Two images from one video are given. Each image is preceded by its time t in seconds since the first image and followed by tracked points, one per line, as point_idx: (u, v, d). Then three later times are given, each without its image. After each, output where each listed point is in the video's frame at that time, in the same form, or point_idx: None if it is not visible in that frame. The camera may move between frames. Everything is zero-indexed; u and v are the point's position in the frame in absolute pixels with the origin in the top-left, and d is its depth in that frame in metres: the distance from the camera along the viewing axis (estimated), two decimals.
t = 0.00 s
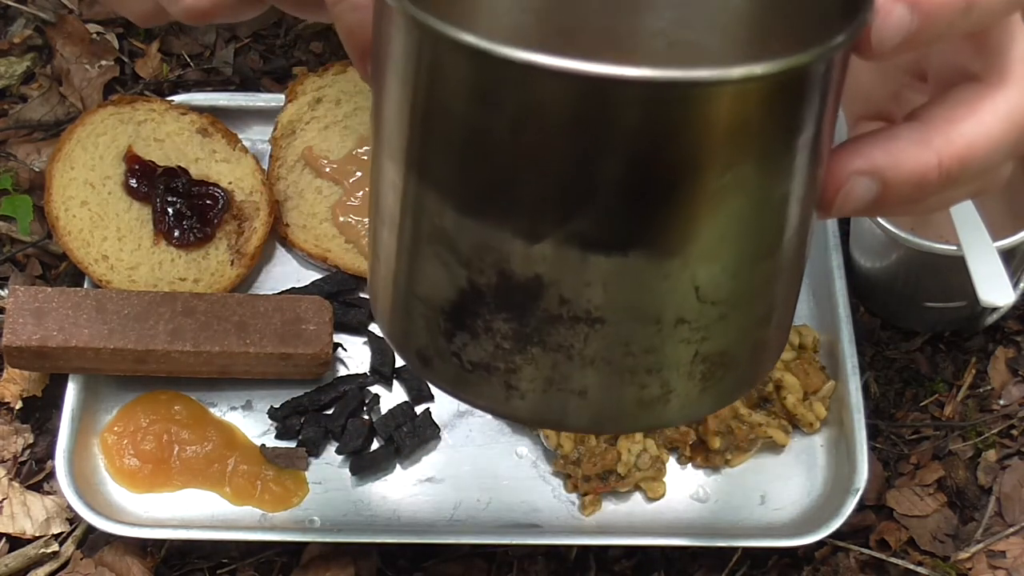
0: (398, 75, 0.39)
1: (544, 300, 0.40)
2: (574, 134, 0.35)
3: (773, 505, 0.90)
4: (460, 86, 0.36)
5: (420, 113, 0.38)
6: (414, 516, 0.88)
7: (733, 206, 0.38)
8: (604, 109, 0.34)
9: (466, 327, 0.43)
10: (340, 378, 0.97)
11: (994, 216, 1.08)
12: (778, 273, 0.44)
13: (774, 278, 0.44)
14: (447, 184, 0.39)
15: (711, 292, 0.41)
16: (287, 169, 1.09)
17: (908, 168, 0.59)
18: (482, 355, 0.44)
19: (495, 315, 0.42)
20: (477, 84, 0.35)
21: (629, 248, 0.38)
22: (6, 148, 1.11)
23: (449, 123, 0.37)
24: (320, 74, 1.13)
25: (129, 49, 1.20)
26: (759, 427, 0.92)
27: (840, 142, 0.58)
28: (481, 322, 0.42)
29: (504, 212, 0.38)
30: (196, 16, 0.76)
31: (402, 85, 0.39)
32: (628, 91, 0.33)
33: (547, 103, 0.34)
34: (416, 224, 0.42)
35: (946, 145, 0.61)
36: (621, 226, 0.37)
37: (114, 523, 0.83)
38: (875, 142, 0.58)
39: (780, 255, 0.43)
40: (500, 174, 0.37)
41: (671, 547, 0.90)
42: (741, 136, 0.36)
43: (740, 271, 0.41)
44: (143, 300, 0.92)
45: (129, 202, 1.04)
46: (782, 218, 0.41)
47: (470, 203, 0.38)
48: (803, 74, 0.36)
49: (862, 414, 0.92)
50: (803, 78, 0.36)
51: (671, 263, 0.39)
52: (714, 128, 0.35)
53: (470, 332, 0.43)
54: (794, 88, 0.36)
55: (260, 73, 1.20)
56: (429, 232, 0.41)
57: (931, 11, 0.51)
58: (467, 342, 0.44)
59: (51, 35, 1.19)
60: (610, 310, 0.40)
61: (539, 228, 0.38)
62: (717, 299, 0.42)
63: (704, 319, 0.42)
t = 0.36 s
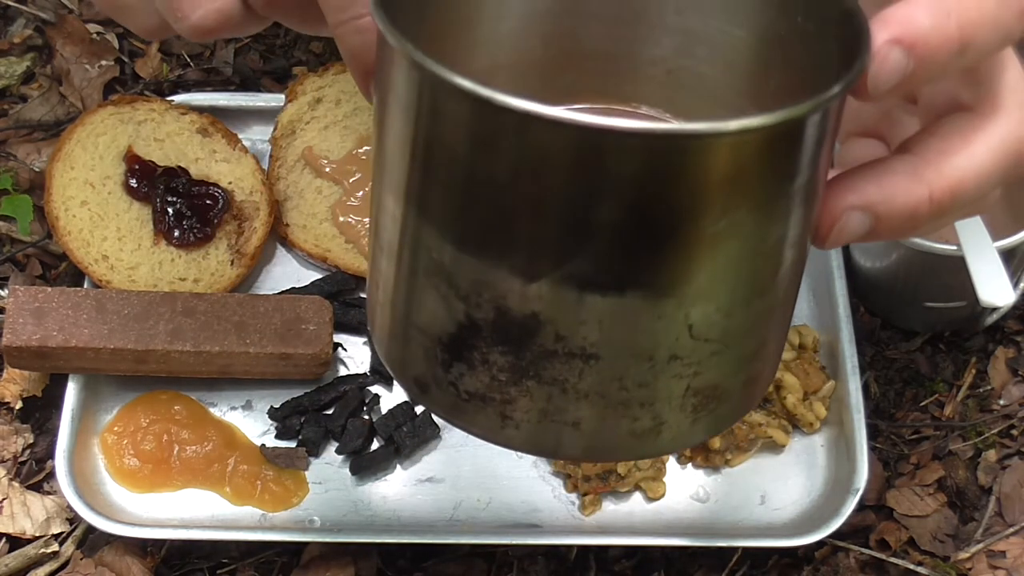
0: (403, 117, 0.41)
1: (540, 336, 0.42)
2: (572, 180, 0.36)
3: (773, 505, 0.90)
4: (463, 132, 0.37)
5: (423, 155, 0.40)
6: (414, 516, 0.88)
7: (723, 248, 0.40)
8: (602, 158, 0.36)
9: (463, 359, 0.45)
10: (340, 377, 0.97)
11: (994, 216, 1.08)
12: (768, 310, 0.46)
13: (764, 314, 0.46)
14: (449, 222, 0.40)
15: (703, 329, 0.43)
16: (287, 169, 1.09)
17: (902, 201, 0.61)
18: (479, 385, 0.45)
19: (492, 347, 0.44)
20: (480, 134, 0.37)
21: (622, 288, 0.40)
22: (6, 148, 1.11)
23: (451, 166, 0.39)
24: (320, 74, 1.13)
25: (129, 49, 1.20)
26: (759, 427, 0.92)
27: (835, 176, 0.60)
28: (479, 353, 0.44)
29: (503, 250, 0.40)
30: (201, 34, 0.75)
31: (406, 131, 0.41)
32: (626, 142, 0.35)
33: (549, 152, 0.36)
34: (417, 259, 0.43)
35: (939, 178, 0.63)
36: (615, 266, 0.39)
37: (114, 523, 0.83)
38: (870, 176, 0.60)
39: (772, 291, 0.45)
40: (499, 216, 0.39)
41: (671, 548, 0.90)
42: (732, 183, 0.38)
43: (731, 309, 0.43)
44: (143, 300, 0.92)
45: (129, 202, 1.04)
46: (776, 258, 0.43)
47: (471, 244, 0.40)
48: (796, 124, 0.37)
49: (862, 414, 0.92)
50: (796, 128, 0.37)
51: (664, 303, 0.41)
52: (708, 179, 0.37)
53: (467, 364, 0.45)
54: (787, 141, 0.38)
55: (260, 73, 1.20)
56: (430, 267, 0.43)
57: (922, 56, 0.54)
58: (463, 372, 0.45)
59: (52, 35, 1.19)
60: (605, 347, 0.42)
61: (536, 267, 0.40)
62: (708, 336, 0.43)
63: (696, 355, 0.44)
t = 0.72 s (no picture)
0: (400, 121, 0.41)
1: (536, 339, 0.42)
2: (570, 182, 0.36)
3: (773, 505, 0.90)
4: (461, 134, 0.37)
5: (420, 158, 0.40)
6: (414, 516, 0.88)
7: (719, 251, 0.40)
8: (600, 160, 0.36)
9: (459, 362, 0.45)
10: (340, 377, 0.97)
11: (995, 216, 1.08)
12: (764, 314, 0.46)
13: (760, 319, 0.46)
14: (446, 225, 0.40)
15: (699, 333, 0.43)
16: (287, 169, 1.09)
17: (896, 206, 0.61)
18: (475, 388, 0.45)
19: (488, 350, 0.43)
20: (477, 137, 0.37)
21: (619, 291, 0.40)
22: (6, 148, 1.11)
23: (449, 169, 0.39)
24: (320, 74, 1.13)
25: (129, 49, 1.20)
26: (759, 427, 0.92)
27: (829, 181, 0.60)
28: (475, 356, 0.44)
29: (500, 253, 0.39)
30: (200, 40, 0.75)
31: (403, 134, 0.41)
32: (625, 145, 0.35)
33: (546, 155, 0.36)
34: (414, 262, 0.43)
35: (934, 182, 0.63)
36: (611, 269, 0.39)
37: (114, 523, 0.83)
38: (864, 181, 0.60)
39: (768, 295, 0.45)
40: (496, 219, 0.39)
41: (671, 548, 0.90)
42: (730, 186, 0.38)
43: (728, 313, 0.43)
44: (143, 300, 0.92)
45: (129, 202, 1.04)
46: (772, 262, 0.43)
47: (467, 247, 0.40)
48: (794, 127, 0.37)
49: (862, 414, 0.92)
50: (794, 131, 0.37)
51: (660, 306, 0.41)
52: (704, 182, 0.37)
53: (463, 367, 0.45)
54: (785, 144, 0.38)
55: (260, 73, 1.20)
56: (427, 270, 0.43)
57: (917, 60, 0.54)
58: (460, 376, 0.45)
59: (51, 35, 1.19)
60: (600, 351, 0.42)
61: (533, 270, 0.39)
62: (704, 340, 0.43)
63: (693, 359, 0.44)
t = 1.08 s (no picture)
0: (394, 106, 0.41)
1: (526, 327, 0.42)
2: (563, 164, 0.36)
3: (773, 505, 0.90)
4: (455, 116, 0.38)
5: (414, 142, 0.40)
6: (414, 516, 0.88)
7: (711, 239, 0.40)
8: (594, 141, 0.36)
9: (449, 352, 0.45)
10: (340, 378, 0.97)
11: (995, 216, 1.08)
12: (756, 309, 0.46)
13: (751, 316, 0.46)
14: (438, 210, 0.40)
15: (690, 325, 0.43)
16: (287, 169, 1.09)
17: (888, 205, 0.61)
18: (466, 379, 0.45)
19: (479, 339, 0.43)
20: (471, 118, 0.37)
21: (611, 277, 0.40)
22: (6, 148, 1.11)
23: (443, 153, 0.39)
24: (320, 74, 1.13)
25: (129, 49, 1.20)
26: (759, 427, 0.92)
27: (822, 179, 0.60)
28: (465, 345, 0.44)
29: (492, 237, 0.39)
30: (195, 45, 0.75)
31: (398, 119, 0.41)
32: (620, 125, 0.35)
33: (540, 136, 0.36)
34: (405, 249, 0.43)
35: (927, 180, 0.63)
36: (603, 255, 0.39)
37: (115, 523, 0.83)
38: (857, 179, 0.60)
39: (760, 292, 0.45)
40: (487, 203, 0.39)
41: (671, 547, 0.90)
42: (723, 170, 0.38)
43: (720, 306, 0.43)
44: (143, 300, 0.92)
45: (129, 202, 1.04)
46: (764, 259, 0.43)
47: (459, 231, 0.40)
48: (788, 113, 0.37)
49: (862, 414, 0.92)
50: (787, 118, 0.38)
51: (651, 294, 0.41)
52: (697, 165, 0.37)
53: (453, 357, 0.45)
54: (779, 130, 0.38)
55: (260, 73, 1.20)
56: (418, 257, 0.43)
57: (911, 59, 0.54)
58: (450, 366, 0.45)
59: (51, 35, 1.19)
60: (591, 339, 0.42)
61: (524, 254, 0.39)
62: (696, 332, 0.43)
63: (685, 351, 0.44)
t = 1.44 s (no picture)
0: (394, 86, 0.41)
1: (524, 309, 0.42)
2: (562, 138, 0.37)
3: (773, 505, 0.90)
4: (454, 93, 0.38)
5: (413, 121, 0.40)
6: (414, 516, 0.88)
7: (710, 219, 0.40)
8: (593, 115, 0.36)
9: (447, 336, 0.45)
10: (340, 378, 0.97)
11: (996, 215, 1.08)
12: (755, 295, 0.46)
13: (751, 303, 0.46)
14: (437, 188, 0.40)
15: (688, 307, 0.43)
16: (287, 170, 1.09)
17: (889, 192, 0.61)
18: (463, 364, 0.45)
19: (478, 321, 0.43)
20: (471, 94, 0.37)
21: (609, 256, 0.40)
22: (6, 147, 1.11)
23: (442, 131, 0.39)
24: (320, 74, 1.12)
25: (129, 49, 1.20)
26: (759, 427, 0.92)
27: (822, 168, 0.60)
28: (463, 327, 0.44)
29: (490, 215, 0.39)
30: (196, 39, 0.76)
31: (397, 99, 0.41)
32: (619, 97, 0.35)
33: (539, 110, 0.36)
34: (403, 231, 0.43)
35: (928, 167, 0.63)
36: (602, 233, 0.39)
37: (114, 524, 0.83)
38: (857, 167, 0.60)
39: (759, 281, 0.45)
40: (486, 181, 0.39)
41: (671, 547, 0.90)
42: (722, 147, 0.38)
43: (718, 290, 0.43)
44: (143, 300, 0.92)
45: (129, 202, 1.04)
46: (761, 248, 0.43)
47: (458, 210, 0.40)
48: (787, 91, 0.37)
49: (862, 414, 0.92)
50: (786, 96, 0.38)
51: (649, 274, 0.41)
52: (696, 141, 0.37)
53: (450, 341, 0.45)
54: (778, 108, 0.38)
55: (260, 73, 1.20)
56: (417, 238, 0.43)
57: (911, 48, 0.54)
58: (447, 351, 0.45)
59: (51, 35, 1.19)
60: (589, 320, 0.42)
61: (522, 233, 0.39)
62: (694, 316, 0.43)
63: (684, 334, 0.44)
